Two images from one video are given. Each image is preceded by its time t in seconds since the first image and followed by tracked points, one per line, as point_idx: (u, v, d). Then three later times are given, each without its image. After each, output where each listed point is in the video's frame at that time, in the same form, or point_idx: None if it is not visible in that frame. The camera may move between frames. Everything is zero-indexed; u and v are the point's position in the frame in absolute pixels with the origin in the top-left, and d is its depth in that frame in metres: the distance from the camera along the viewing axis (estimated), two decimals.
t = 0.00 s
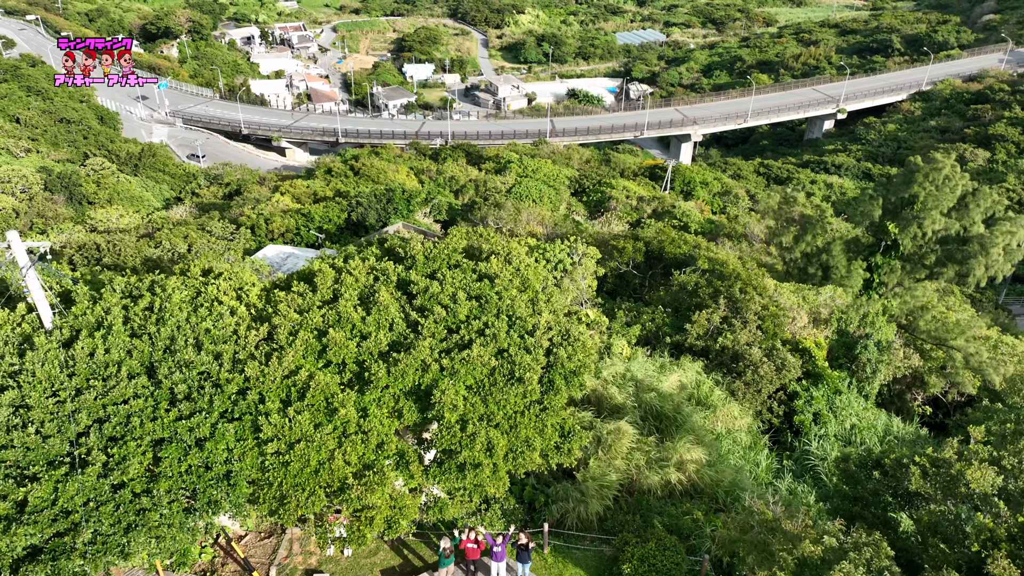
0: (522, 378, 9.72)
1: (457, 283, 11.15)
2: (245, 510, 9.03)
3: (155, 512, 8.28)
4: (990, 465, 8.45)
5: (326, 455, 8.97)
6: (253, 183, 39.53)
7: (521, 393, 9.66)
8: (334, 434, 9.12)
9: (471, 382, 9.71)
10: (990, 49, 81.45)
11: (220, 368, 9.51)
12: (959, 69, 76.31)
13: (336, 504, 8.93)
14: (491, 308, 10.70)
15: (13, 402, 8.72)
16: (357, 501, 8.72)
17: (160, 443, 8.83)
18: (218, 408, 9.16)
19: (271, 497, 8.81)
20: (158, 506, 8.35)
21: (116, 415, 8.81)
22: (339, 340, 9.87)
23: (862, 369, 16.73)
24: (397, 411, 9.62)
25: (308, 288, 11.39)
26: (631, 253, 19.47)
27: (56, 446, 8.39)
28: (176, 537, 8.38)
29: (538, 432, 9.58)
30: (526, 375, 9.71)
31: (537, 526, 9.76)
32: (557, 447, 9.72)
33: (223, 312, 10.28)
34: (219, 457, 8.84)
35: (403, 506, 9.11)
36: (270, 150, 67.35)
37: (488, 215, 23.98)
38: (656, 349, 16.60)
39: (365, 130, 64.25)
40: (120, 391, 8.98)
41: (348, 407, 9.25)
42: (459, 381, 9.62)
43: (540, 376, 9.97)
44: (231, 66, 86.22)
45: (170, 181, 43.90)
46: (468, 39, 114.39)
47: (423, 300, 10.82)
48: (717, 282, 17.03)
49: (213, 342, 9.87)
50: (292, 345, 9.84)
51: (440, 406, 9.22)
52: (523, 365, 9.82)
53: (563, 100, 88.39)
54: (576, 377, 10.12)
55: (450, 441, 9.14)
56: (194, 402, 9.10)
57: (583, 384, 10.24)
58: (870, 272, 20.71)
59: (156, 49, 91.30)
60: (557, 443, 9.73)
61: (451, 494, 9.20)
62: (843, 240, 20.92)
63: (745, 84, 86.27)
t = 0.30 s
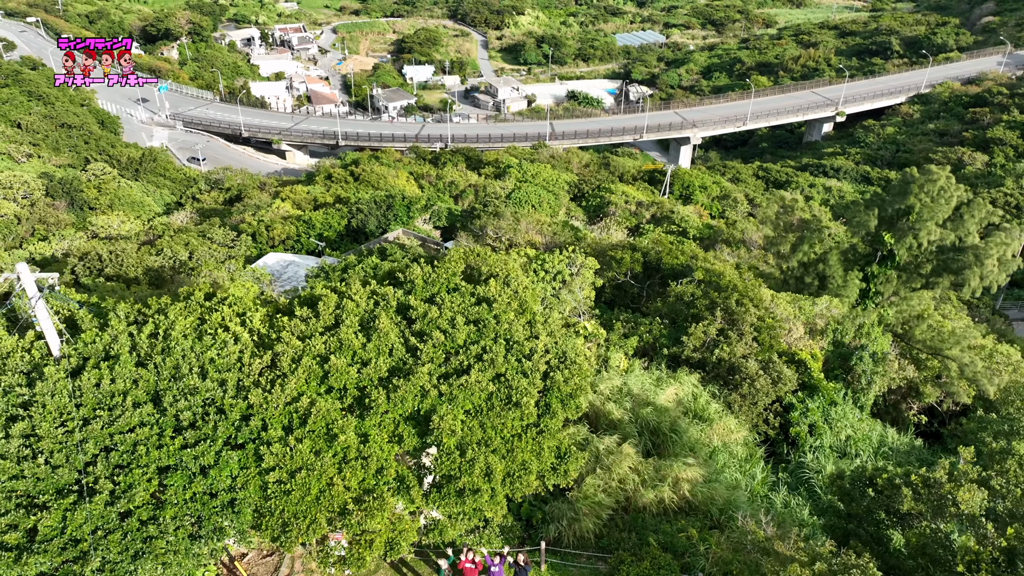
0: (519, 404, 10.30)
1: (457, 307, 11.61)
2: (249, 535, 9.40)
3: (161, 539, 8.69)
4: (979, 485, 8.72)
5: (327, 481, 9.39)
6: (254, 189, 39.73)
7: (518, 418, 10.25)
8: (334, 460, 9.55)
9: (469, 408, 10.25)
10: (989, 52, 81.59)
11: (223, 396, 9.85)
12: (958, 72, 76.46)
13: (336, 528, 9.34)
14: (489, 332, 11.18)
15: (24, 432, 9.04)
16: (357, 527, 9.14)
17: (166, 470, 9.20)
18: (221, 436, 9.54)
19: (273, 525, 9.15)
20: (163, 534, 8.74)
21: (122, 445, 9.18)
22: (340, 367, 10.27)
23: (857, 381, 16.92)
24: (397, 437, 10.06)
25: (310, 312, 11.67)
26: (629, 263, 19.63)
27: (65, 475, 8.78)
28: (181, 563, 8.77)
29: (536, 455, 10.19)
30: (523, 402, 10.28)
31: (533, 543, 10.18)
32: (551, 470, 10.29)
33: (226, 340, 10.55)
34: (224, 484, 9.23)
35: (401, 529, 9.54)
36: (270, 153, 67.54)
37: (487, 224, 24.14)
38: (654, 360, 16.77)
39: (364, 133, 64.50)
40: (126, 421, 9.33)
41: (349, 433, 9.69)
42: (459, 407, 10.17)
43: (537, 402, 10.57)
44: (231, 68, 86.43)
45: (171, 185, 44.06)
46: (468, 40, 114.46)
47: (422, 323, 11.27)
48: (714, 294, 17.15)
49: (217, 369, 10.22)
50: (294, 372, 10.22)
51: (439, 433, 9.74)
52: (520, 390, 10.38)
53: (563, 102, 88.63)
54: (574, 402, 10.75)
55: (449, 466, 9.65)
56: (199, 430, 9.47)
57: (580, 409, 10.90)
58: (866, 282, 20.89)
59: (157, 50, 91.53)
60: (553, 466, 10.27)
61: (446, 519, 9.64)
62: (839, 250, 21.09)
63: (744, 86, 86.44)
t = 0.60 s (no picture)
0: (517, 429, 10.69)
1: (456, 331, 12.02)
2: (252, 561, 9.68)
3: (169, 567, 9.01)
4: (969, 506, 8.92)
5: (330, 507, 9.71)
6: (255, 195, 39.93)
7: (517, 442, 10.62)
8: (337, 486, 9.89)
9: (468, 433, 10.64)
10: (988, 55, 81.71)
11: (229, 424, 10.12)
12: (957, 75, 76.65)
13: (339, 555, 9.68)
14: (488, 356, 11.59)
15: (35, 462, 9.34)
16: (359, 552, 9.47)
17: (173, 498, 9.48)
18: (226, 463, 9.80)
19: (278, 550, 9.45)
20: (172, 561, 9.04)
21: (131, 473, 9.47)
22: (342, 395, 10.60)
23: (852, 393, 17.10)
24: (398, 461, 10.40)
25: (313, 337, 11.94)
26: (627, 274, 19.78)
27: (76, 504, 9.11)
28: None
29: (533, 476, 10.53)
30: (521, 426, 10.69)
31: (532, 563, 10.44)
32: (549, 492, 10.60)
33: (231, 367, 10.78)
34: (229, 511, 9.50)
35: (403, 552, 9.85)
36: (270, 156, 67.70)
37: (487, 234, 24.31)
38: (651, 372, 16.95)
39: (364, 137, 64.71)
40: (135, 450, 9.62)
41: (350, 459, 10.04)
42: (458, 432, 10.54)
43: (535, 425, 10.96)
44: (231, 70, 86.62)
45: (172, 190, 44.25)
46: (468, 42, 114.60)
47: (421, 348, 11.64)
48: (711, 307, 17.33)
49: (222, 395, 10.47)
50: (297, 398, 10.50)
51: (439, 458, 10.15)
52: (517, 415, 10.79)
53: (563, 105, 88.83)
54: (569, 425, 11.15)
55: (449, 491, 10.06)
56: (205, 458, 9.76)
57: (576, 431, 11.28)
58: (861, 292, 21.06)
59: (157, 53, 91.74)
60: (551, 487, 10.60)
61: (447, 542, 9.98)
62: (835, 260, 21.28)
63: (744, 89, 86.64)
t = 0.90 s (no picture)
0: (516, 451, 11.10)
1: (456, 354, 12.51)
2: None
3: None
4: (961, 526, 9.14)
5: (335, 531, 9.96)
6: (256, 200, 40.12)
7: (517, 464, 11.04)
8: (343, 510, 10.17)
9: (469, 457, 11.06)
10: (987, 57, 81.84)
11: (237, 452, 10.41)
12: (956, 78, 76.79)
13: None
14: (488, 381, 12.07)
15: (49, 489, 9.62)
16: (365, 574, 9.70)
17: (183, 524, 9.71)
18: (234, 489, 10.06)
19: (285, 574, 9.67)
20: None
21: (142, 500, 9.74)
22: (347, 421, 10.99)
23: (849, 404, 17.28)
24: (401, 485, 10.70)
25: (318, 361, 12.30)
26: (626, 285, 19.97)
27: (89, 531, 9.38)
28: None
29: (532, 497, 10.83)
30: (520, 449, 11.11)
31: None
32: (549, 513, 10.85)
33: (239, 395, 11.14)
34: (237, 535, 9.71)
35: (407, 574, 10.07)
36: (270, 159, 67.86)
37: (487, 243, 24.46)
38: (650, 384, 17.09)
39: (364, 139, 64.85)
40: (146, 477, 9.92)
41: (355, 484, 10.36)
42: (459, 455, 10.97)
43: (534, 448, 11.36)
44: (232, 72, 86.72)
45: (174, 195, 44.46)
46: (468, 43, 114.71)
47: (424, 373, 12.12)
48: (710, 320, 17.53)
49: (230, 423, 10.81)
50: (304, 424, 10.86)
51: (442, 481, 10.54)
52: (516, 439, 11.24)
53: (563, 107, 88.98)
54: (567, 446, 11.57)
55: (451, 513, 10.37)
56: (214, 484, 10.03)
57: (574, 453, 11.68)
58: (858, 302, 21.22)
59: (157, 54, 91.85)
60: (551, 508, 10.87)
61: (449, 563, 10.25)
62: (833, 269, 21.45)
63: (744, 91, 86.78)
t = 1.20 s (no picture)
0: (516, 483, 11.34)
1: (457, 384, 12.79)
2: None
3: None
4: (954, 552, 9.35)
5: (340, 563, 10.07)
6: (257, 213, 40.36)
7: (517, 495, 11.27)
8: (347, 542, 10.31)
9: (470, 487, 11.25)
10: (984, 67, 82.23)
11: (243, 486, 10.62)
12: (954, 88, 77.15)
13: None
14: (487, 411, 12.34)
15: (61, 523, 9.82)
16: None
17: (191, 558, 9.81)
18: (239, 523, 10.20)
19: None
20: None
21: (150, 535, 9.89)
22: (350, 453, 11.22)
23: (846, 422, 17.45)
24: (403, 516, 10.87)
25: (321, 391, 12.57)
26: (625, 302, 20.17)
27: (99, 565, 9.49)
28: None
29: (532, 526, 11.02)
30: (520, 480, 11.36)
31: None
32: (548, 541, 11.02)
33: (245, 424, 11.36)
34: (242, 568, 9.82)
35: None
36: (271, 169, 68.07)
37: (486, 259, 24.65)
38: (649, 402, 17.24)
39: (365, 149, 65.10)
40: (153, 512, 10.06)
41: (359, 517, 10.53)
42: (460, 487, 11.17)
43: (532, 478, 11.58)
44: (232, 81, 87.07)
45: (175, 207, 44.70)
46: (468, 52, 115.14)
47: (426, 402, 12.43)
48: (708, 338, 17.74)
49: (236, 455, 11.02)
50: (308, 457, 11.09)
51: (444, 512, 10.74)
52: (516, 470, 11.46)
53: (562, 115, 89.35)
54: (566, 475, 11.77)
55: (453, 544, 10.55)
56: (219, 519, 10.18)
57: (573, 481, 11.85)
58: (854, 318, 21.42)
59: (159, 63, 92.21)
60: (551, 538, 11.03)
61: None
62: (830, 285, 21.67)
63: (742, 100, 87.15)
